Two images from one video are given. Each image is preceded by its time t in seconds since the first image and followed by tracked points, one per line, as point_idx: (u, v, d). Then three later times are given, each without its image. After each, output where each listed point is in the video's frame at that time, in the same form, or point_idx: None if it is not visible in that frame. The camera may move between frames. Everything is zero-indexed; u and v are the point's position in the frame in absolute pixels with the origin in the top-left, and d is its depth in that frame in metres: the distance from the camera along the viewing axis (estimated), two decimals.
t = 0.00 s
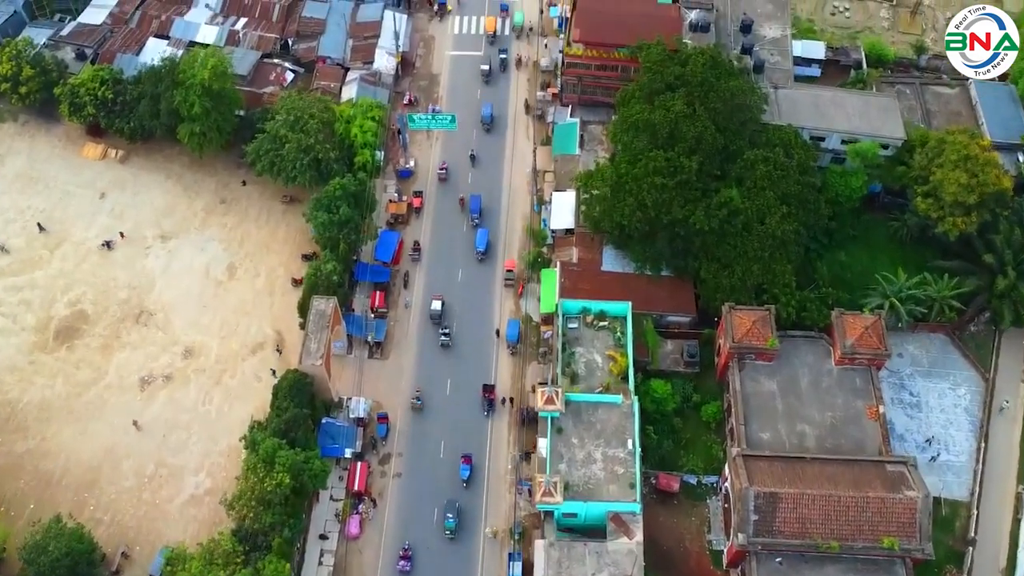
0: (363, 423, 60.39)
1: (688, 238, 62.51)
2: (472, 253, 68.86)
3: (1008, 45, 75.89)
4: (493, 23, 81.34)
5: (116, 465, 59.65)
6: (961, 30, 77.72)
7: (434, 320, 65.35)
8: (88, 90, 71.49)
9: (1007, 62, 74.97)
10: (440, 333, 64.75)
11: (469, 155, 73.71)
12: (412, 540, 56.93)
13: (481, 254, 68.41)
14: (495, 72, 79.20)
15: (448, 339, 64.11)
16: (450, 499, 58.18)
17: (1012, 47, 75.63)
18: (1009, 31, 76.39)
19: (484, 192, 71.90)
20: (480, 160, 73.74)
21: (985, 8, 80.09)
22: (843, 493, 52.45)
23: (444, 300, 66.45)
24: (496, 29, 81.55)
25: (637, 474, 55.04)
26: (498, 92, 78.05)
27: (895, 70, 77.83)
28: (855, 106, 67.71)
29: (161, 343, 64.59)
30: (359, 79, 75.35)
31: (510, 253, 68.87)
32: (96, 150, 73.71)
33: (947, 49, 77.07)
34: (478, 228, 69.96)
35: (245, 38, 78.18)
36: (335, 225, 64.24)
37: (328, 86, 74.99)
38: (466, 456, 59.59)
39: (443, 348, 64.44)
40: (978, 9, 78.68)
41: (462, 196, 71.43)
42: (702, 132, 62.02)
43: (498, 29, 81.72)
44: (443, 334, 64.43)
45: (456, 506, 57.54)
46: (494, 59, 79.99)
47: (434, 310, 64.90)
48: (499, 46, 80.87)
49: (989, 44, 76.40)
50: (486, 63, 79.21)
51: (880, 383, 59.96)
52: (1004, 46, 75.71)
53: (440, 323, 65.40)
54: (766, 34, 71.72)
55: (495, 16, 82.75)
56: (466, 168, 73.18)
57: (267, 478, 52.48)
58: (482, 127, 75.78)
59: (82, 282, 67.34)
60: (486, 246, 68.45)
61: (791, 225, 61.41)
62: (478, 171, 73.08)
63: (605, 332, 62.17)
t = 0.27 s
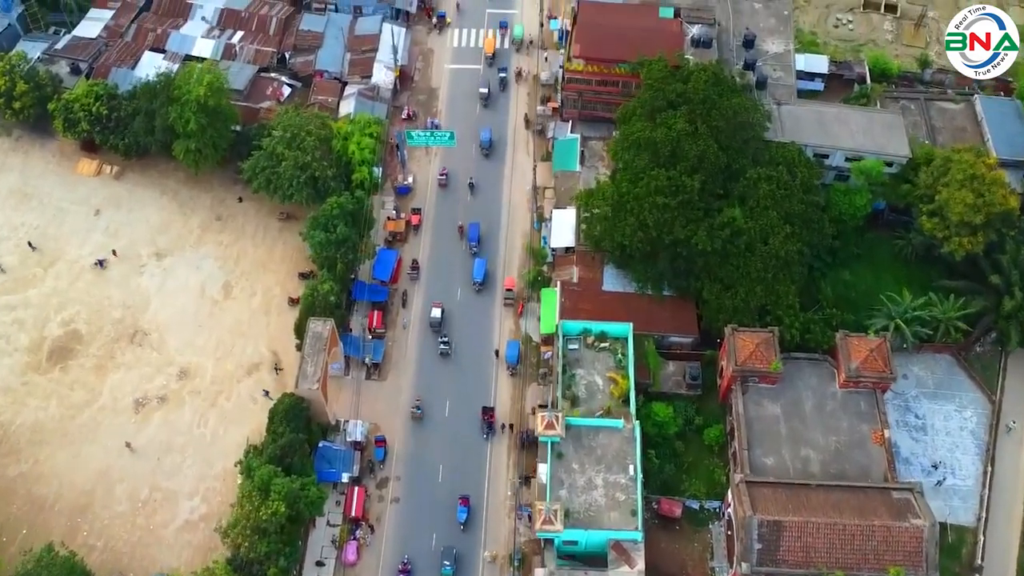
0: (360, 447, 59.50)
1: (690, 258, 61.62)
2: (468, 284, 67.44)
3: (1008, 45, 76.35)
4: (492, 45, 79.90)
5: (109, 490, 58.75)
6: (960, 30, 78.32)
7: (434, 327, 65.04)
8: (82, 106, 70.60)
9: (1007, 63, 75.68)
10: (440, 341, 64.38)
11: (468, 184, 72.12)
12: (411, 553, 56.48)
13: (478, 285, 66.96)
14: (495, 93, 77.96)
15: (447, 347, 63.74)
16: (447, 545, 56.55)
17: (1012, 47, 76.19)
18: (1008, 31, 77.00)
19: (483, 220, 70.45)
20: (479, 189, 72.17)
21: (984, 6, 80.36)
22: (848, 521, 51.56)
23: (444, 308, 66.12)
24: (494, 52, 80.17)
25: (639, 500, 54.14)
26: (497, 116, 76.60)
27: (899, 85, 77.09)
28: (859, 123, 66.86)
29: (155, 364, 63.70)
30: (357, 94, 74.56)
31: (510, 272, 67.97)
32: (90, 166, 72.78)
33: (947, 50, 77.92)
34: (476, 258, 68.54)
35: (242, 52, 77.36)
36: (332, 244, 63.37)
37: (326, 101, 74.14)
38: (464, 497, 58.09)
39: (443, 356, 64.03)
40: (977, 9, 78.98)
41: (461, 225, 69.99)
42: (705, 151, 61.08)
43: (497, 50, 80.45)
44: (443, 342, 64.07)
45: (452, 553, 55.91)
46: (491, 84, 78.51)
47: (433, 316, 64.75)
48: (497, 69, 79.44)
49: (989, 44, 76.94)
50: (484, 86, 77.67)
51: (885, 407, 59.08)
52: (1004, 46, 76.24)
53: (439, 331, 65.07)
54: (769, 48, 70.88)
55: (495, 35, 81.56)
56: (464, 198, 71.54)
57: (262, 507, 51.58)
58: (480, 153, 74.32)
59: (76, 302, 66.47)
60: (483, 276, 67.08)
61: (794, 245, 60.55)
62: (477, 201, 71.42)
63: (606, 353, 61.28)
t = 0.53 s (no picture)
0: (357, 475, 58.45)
1: (692, 283, 60.59)
2: (464, 321, 65.82)
3: (1007, 45, 78.70)
4: (491, 71, 78.03)
5: (102, 519, 57.72)
6: (961, 30, 80.59)
7: (434, 337, 64.72)
8: (75, 124, 69.56)
9: (1006, 63, 78.10)
10: (438, 351, 63.99)
11: (466, 219, 70.41)
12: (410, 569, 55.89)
13: (475, 322, 65.40)
14: (494, 117, 76.61)
15: (446, 357, 63.31)
16: None
17: (1012, 47, 78.58)
18: (1008, 32, 79.32)
19: (480, 253, 68.95)
20: (477, 224, 70.50)
21: (983, 5, 82.46)
22: (855, 556, 50.49)
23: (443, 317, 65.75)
24: (493, 78, 78.38)
25: (641, 533, 53.05)
26: (497, 143, 75.09)
27: (904, 102, 76.18)
28: (864, 143, 65.97)
29: (149, 389, 62.69)
30: (354, 112, 73.49)
31: (510, 294, 66.99)
32: (84, 185, 71.75)
33: (948, 49, 80.30)
34: (473, 294, 66.98)
35: (238, 68, 76.38)
36: (329, 267, 62.39)
37: (322, 119, 73.12)
38: (461, 547, 56.25)
39: (441, 366, 63.55)
40: (977, 9, 81.17)
41: (460, 258, 68.51)
42: (707, 173, 60.05)
43: (496, 74, 78.97)
44: (441, 352, 63.66)
45: None
46: (489, 112, 76.80)
47: (433, 325, 64.44)
48: (496, 96, 77.78)
49: (989, 44, 79.11)
50: (483, 112, 75.92)
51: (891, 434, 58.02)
52: (1004, 46, 78.52)
53: (439, 340, 64.71)
54: (773, 66, 69.92)
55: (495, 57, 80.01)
56: (462, 235, 69.86)
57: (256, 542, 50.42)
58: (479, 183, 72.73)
59: (68, 325, 65.47)
60: (481, 313, 65.45)
61: (798, 269, 59.64)
62: (474, 238, 69.71)
63: (608, 379, 60.21)
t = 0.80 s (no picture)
0: (353, 508, 57.24)
1: (695, 311, 59.38)
2: (460, 366, 63.79)
3: (1007, 45, 78.89)
4: (490, 102, 76.19)
5: (92, 553, 56.55)
6: (961, 29, 79.95)
7: (433, 348, 64.14)
8: (67, 145, 68.38)
9: (1006, 63, 78.58)
10: (437, 363, 63.39)
11: (465, 259, 68.38)
12: None
13: (472, 366, 63.44)
14: (494, 146, 74.82)
15: (444, 370, 62.67)
16: None
17: (1011, 48, 78.88)
18: (1008, 31, 79.00)
19: (478, 292, 67.01)
20: (475, 263, 68.50)
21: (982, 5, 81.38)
22: None
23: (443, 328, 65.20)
24: (491, 109, 76.50)
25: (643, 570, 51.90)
26: (496, 177, 73.14)
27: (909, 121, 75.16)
28: (870, 166, 64.76)
29: (142, 419, 61.57)
30: (351, 132, 72.31)
31: (508, 319, 65.82)
32: (77, 207, 70.59)
33: (948, 50, 80.21)
34: (470, 335, 65.05)
35: (233, 87, 75.26)
36: (324, 294, 61.29)
37: (319, 139, 72.00)
38: None
39: (439, 379, 62.92)
40: (977, 8, 80.17)
41: (458, 296, 66.58)
42: (710, 200, 58.88)
43: (495, 102, 77.29)
44: (439, 364, 63.04)
45: None
46: (488, 143, 74.95)
47: (432, 335, 63.81)
48: (494, 127, 75.97)
49: (989, 44, 78.95)
50: (482, 145, 73.99)
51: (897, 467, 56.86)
52: (1004, 46, 78.67)
53: (438, 351, 64.15)
54: (776, 86, 68.75)
55: (494, 85, 78.39)
56: (460, 276, 67.85)
57: None
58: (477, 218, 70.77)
59: (60, 351, 64.34)
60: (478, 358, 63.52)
61: (803, 297, 58.48)
62: (472, 279, 67.67)
63: (609, 409, 59.00)
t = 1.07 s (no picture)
0: (350, 535, 56.29)
1: (698, 334, 58.53)
2: (458, 391, 62.73)
3: (1007, 45, 77.72)
4: (487, 126, 74.59)
5: None
6: (960, 29, 78.77)
7: (433, 356, 63.79)
8: (61, 163, 67.51)
9: (1006, 64, 77.59)
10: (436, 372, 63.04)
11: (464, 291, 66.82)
12: None
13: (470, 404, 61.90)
14: (494, 168, 73.58)
15: (443, 379, 62.28)
16: None
17: (1012, 47, 77.71)
18: (1009, 31, 77.38)
19: (477, 326, 65.57)
20: (474, 296, 66.97)
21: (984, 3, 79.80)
22: None
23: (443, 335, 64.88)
24: (489, 134, 74.94)
25: None
26: (494, 206, 71.50)
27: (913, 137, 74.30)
28: (874, 185, 63.89)
29: (136, 442, 60.66)
30: (349, 148, 71.46)
31: (508, 340, 64.95)
32: (71, 225, 69.69)
33: (948, 50, 79.65)
34: (468, 369, 63.60)
35: (229, 102, 74.35)
36: (321, 315, 60.36)
37: (316, 156, 71.11)
38: None
39: (438, 388, 62.61)
40: (978, 6, 78.28)
41: (456, 328, 65.22)
42: (713, 221, 57.98)
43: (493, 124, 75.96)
44: (438, 372, 62.69)
45: None
46: (487, 169, 73.43)
47: (433, 342, 63.47)
48: (493, 151, 74.47)
49: (989, 44, 77.81)
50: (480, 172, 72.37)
51: (903, 493, 55.90)
52: (1004, 46, 77.54)
53: (437, 359, 63.80)
54: (779, 103, 67.92)
55: (493, 106, 77.18)
56: (459, 310, 66.31)
57: None
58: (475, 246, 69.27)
59: (53, 373, 63.45)
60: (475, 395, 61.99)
61: (807, 320, 57.62)
62: (471, 313, 66.15)
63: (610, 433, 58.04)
